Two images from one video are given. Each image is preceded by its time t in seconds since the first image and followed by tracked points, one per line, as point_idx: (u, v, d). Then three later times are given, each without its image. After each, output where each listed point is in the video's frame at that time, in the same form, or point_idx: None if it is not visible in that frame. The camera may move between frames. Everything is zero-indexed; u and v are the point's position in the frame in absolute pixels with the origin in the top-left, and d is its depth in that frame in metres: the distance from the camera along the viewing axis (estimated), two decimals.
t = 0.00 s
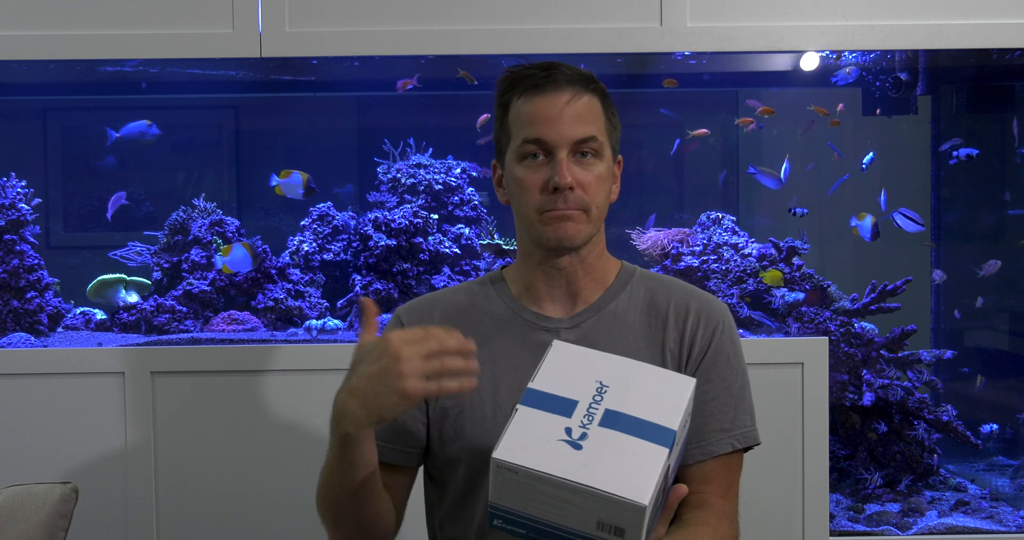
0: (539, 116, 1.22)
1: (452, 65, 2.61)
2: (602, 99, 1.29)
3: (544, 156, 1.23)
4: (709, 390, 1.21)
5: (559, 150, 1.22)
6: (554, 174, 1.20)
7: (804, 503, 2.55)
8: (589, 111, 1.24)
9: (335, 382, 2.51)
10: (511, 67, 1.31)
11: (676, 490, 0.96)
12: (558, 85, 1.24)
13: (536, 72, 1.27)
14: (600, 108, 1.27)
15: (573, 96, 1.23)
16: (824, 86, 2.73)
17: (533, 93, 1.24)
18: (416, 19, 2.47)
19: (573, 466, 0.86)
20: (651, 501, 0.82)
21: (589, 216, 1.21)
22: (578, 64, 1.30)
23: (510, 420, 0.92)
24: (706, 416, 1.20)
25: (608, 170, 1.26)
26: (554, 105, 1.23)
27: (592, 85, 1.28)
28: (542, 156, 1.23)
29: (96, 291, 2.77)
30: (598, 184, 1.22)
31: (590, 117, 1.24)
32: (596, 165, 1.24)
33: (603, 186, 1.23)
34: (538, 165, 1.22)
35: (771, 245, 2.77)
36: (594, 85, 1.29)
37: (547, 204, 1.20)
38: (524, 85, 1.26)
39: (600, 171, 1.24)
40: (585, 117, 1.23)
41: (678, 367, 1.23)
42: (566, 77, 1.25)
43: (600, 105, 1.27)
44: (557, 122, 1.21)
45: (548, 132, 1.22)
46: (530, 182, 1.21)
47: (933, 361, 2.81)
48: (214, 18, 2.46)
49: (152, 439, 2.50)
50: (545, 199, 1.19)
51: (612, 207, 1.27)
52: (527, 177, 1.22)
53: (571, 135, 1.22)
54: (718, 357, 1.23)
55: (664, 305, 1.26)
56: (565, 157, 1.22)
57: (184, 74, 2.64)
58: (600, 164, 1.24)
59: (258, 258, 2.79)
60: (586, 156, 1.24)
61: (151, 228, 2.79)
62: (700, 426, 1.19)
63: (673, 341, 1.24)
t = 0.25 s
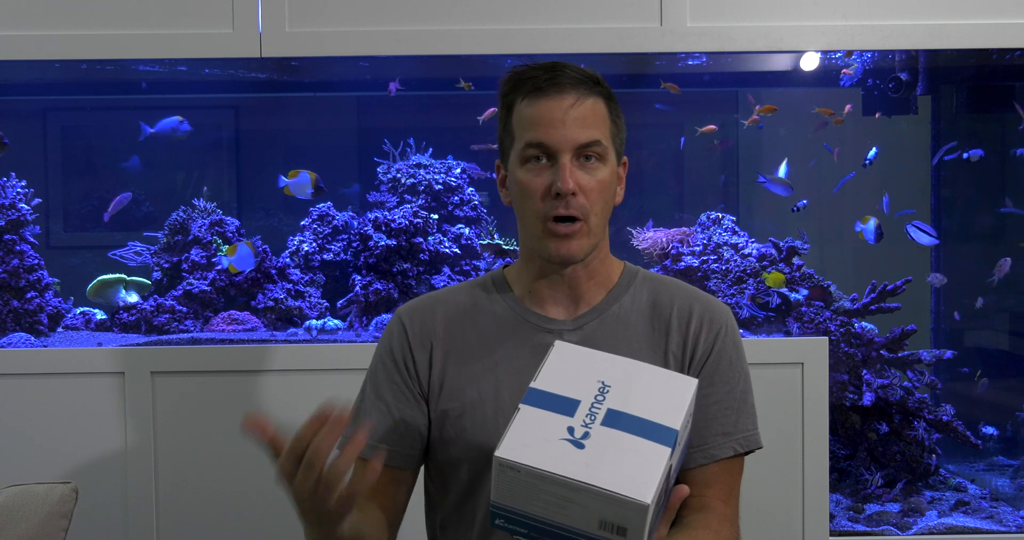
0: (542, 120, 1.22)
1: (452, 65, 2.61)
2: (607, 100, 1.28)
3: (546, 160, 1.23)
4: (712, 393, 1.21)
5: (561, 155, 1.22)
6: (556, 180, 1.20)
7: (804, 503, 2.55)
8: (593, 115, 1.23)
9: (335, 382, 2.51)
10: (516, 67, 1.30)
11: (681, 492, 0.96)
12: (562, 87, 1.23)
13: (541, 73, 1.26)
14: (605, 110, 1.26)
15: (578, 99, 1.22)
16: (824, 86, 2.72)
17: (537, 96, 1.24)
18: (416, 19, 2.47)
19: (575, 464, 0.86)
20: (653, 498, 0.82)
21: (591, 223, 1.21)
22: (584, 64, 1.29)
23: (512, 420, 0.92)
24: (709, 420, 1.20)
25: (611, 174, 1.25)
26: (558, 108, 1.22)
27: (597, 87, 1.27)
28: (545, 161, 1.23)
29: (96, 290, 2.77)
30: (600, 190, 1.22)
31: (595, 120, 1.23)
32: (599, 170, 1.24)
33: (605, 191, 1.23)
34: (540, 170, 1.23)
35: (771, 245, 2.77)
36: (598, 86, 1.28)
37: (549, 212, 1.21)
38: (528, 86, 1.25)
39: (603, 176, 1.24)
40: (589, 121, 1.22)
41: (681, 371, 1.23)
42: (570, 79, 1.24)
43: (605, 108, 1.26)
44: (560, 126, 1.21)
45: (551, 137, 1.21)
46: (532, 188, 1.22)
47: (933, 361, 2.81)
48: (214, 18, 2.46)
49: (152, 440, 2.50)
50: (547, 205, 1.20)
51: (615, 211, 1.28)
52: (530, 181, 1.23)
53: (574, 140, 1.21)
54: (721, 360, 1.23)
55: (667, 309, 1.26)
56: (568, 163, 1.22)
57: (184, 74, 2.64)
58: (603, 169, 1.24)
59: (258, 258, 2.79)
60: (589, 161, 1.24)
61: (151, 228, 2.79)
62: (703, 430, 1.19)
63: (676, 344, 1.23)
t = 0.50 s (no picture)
0: (534, 123, 1.21)
1: (452, 65, 2.61)
2: (600, 102, 1.28)
3: (538, 164, 1.22)
4: (718, 396, 1.21)
5: (552, 159, 1.21)
6: (547, 184, 1.20)
7: (804, 503, 2.55)
8: (585, 118, 1.23)
9: (335, 383, 2.51)
10: (508, 68, 1.29)
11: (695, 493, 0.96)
12: (554, 91, 1.23)
13: (532, 75, 1.25)
14: (598, 112, 1.26)
15: (569, 102, 1.22)
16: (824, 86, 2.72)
17: (528, 99, 1.23)
18: (416, 19, 2.47)
19: (584, 476, 0.85)
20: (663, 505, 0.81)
21: (583, 226, 1.21)
22: (576, 65, 1.28)
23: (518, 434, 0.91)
24: (717, 423, 1.20)
25: (605, 177, 1.24)
26: (549, 112, 1.21)
27: (589, 89, 1.26)
28: (536, 164, 1.22)
29: (96, 291, 2.77)
30: (594, 193, 1.21)
31: (587, 124, 1.22)
32: (592, 173, 1.23)
33: (599, 194, 1.23)
34: (531, 174, 1.22)
35: (771, 245, 2.77)
36: (591, 88, 1.27)
37: (540, 214, 1.20)
38: (519, 89, 1.25)
39: (596, 179, 1.23)
40: (581, 124, 1.21)
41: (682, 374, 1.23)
42: (562, 83, 1.24)
43: (597, 110, 1.26)
44: (551, 130, 1.21)
45: (542, 141, 1.21)
46: (523, 191, 1.21)
47: (933, 361, 2.81)
48: (214, 18, 2.46)
49: (152, 440, 2.50)
50: (538, 209, 1.20)
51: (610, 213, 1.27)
52: (521, 185, 1.22)
53: (565, 144, 1.21)
54: (722, 362, 1.23)
55: (665, 312, 1.26)
56: (559, 166, 1.21)
57: (184, 74, 2.63)
58: (596, 172, 1.23)
59: (258, 258, 2.79)
60: (582, 164, 1.23)
61: (151, 228, 2.79)
62: (713, 433, 1.19)
63: (675, 348, 1.23)
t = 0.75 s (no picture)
0: (531, 120, 1.21)
1: (452, 65, 2.61)
2: (597, 99, 1.28)
3: (535, 162, 1.23)
4: (714, 396, 1.21)
5: (549, 156, 1.21)
6: (545, 181, 1.20)
7: (804, 502, 2.55)
8: (581, 115, 1.23)
9: (335, 383, 2.51)
10: (504, 67, 1.29)
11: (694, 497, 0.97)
12: (551, 87, 1.23)
13: (528, 73, 1.25)
14: (594, 109, 1.26)
15: (566, 100, 1.22)
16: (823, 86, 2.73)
17: (525, 97, 1.23)
18: (416, 19, 2.47)
19: (591, 480, 0.85)
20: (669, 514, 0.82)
21: (581, 223, 1.21)
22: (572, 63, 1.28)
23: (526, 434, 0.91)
24: (713, 423, 1.20)
25: (602, 174, 1.25)
26: (545, 109, 1.21)
27: (585, 86, 1.26)
28: (534, 162, 1.23)
29: (96, 291, 2.77)
30: (591, 190, 1.22)
31: (583, 121, 1.23)
32: (590, 170, 1.23)
33: (597, 191, 1.23)
34: (529, 171, 1.23)
35: (771, 245, 2.77)
36: (587, 84, 1.26)
37: (538, 212, 1.20)
38: (516, 87, 1.25)
39: (594, 176, 1.23)
40: (577, 122, 1.22)
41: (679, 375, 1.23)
42: (559, 80, 1.23)
43: (594, 107, 1.26)
44: (548, 127, 1.21)
45: (539, 138, 1.21)
46: (521, 188, 1.22)
47: (933, 361, 2.81)
48: (214, 18, 2.46)
49: (152, 440, 2.50)
50: (536, 206, 1.20)
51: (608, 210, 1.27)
52: (518, 183, 1.22)
53: (563, 140, 1.21)
54: (720, 362, 1.23)
55: (663, 311, 1.26)
56: (557, 163, 1.21)
57: (184, 74, 2.64)
58: (594, 169, 1.24)
59: (258, 258, 2.79)
60: (579, 161, 1.23)
61: (150, 228, 2.79)
62: (707, 432, 1.20)
63: (672, 349, 1.23)
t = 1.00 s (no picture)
0: (497, 121, 1.23)
1: (452, 65, 2.61)
2: (574, 96, 1.27)
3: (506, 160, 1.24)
4: (711, 395, 1.21)
5: (515, 154, 1.22)
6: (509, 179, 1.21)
7: (804, 503, 2.55)
8: (549, 112, 1.23)
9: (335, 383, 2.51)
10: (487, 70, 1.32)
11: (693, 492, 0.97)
12: (517, 86, 1.24)
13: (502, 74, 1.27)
14: (568, 105, 1.25)
15: (533, 97, 1.22)
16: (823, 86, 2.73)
17: (495, 97, 1.25)
18: (416, 19, 2.47)
19: (589, 469, 0.85)
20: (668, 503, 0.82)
21: (548, 219, 1.21)
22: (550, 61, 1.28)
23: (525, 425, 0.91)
24: (708, 422, 1.20)
25: (574, 169, 1.23)
26: (512, 107, 1.23)
27: (558, 83, 1.26)
28: (503, 161, 1.24)
29: (96, 291, 2.77)
30: (559, 186, 1.21)
31: (551, 117, 1.22)
32: (559, 167, 1.23)
33: (567, 186, 1.22)
34: (498, 170, 1.24)
35: (771, 246, 2.77)
36: (561, 80, 1.26)
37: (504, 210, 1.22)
38: (490, 88, 1.27)
39: (564, 172, 1.22)
40: (544, 118, 1.22)
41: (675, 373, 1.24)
42: (528, 78, 1.24)
43: (567, 103, 1.25)
44: (511, 126, 1.22)
45: (504, 137, 1.22)
46: (489, 187, 1.24)
47: (933, 361, 2.81)
48: (214, 18, 2.46)
49: (151, 440, 2.50)
50: (502, 204, 1.21)
51: (586, 206, 1.26)
52: (490, 182, 1.25)
53: (526, 138, 1.22)
54: (717, 361, 1.23)
55: (660, 310, 1.25)
56: (522, 161, 1.22)
57: (184, 74, 2.64)
58: (564, 165, 1.23)
59: (258, 258, 2.79)
60: (548, 158, 1.23)
61: (151, 228, 2.79)
62: (704, 431, 1.20)
63: (669, 347, 1.23)
